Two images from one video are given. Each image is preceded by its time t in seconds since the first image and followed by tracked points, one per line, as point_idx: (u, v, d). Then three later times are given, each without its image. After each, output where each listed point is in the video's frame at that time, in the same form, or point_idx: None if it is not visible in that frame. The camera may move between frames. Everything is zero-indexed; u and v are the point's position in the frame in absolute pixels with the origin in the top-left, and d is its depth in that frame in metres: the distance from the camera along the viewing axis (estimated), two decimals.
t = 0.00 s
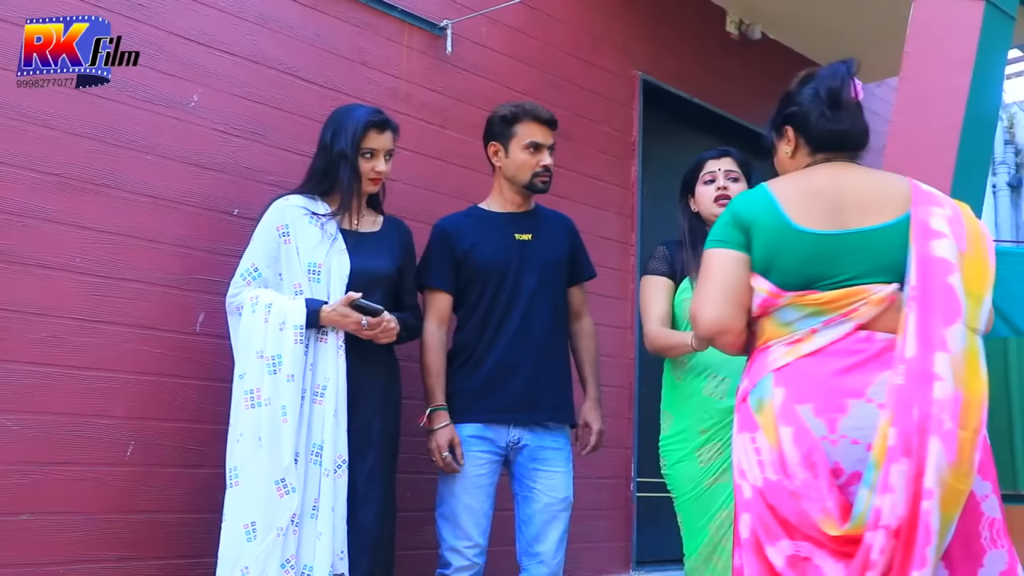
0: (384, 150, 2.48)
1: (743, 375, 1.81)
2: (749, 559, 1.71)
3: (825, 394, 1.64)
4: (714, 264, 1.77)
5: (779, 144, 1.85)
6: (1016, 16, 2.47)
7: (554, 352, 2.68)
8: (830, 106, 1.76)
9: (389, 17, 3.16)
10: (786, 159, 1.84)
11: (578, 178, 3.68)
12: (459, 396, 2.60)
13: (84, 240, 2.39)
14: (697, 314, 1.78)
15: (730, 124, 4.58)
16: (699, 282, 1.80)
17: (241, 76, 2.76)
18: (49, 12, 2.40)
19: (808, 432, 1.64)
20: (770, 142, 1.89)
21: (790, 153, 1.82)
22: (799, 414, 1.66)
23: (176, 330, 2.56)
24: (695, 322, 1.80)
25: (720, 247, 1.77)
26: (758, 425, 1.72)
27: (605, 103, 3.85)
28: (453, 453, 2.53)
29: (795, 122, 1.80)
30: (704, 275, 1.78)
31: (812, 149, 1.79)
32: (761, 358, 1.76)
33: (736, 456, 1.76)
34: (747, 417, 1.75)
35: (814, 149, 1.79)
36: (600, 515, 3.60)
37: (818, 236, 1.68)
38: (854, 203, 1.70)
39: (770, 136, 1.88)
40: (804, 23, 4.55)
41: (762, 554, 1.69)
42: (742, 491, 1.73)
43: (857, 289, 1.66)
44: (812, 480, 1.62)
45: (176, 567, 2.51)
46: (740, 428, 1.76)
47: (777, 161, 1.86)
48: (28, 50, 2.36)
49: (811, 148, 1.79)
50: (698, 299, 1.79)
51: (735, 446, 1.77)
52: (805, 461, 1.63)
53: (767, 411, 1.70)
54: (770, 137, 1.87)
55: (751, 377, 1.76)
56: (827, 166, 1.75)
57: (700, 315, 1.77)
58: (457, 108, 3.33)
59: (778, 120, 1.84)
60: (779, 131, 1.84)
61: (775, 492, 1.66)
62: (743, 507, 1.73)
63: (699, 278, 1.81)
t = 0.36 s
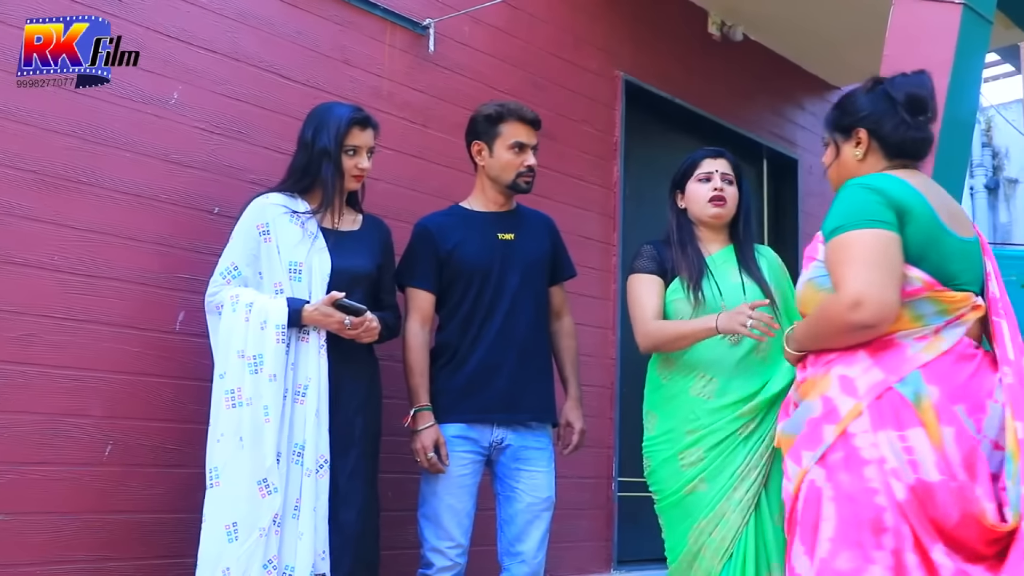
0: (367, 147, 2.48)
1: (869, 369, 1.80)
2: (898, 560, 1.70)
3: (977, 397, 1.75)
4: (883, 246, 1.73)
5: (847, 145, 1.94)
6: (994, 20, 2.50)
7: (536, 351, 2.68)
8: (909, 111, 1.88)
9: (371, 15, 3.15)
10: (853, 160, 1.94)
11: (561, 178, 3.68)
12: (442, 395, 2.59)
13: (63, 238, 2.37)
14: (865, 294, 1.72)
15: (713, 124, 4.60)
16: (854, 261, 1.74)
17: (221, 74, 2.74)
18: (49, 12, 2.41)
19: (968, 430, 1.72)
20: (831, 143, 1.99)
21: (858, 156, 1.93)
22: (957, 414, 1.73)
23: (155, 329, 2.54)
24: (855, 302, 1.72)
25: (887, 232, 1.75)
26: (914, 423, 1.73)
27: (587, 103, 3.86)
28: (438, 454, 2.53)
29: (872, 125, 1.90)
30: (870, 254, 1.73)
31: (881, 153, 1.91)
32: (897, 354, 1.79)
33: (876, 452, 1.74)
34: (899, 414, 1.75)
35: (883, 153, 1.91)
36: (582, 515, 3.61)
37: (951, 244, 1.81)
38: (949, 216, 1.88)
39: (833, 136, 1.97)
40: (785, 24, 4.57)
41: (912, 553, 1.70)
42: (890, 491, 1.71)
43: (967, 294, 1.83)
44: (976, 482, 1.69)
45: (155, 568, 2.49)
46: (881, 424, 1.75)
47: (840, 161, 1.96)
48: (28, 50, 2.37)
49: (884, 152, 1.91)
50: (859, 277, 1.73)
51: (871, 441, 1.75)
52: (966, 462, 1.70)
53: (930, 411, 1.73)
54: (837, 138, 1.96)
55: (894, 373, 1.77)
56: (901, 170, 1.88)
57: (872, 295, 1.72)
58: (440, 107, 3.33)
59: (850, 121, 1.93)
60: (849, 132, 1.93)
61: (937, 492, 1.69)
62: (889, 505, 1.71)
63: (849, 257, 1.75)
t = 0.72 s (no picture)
0: (336, 145, 2.47)
1: (935, 369, 1.77)
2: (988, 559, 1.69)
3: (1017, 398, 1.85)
4: (953, 244, 1.70)
5: (867, 145, 1.94)
6: (957, 27, 2.54)
7: (508, 352, 2.69)
8: (931, 116, 1.90)
9: (341, 13, 3.13)
10: (872, 160, 1.94)
11: (532, 178, 3.69)
12: (413, 395, 2.58)
13: (27, 235, 2.34)
14: (939, 290, 1.68)
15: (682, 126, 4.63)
16: (928, 256, 1.69)
17: (189, 69, 2.71)
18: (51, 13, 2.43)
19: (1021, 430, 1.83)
20: (850, 142, 1.98)
21: (878, 156, 1.93)
22: (1014, 414, 1.82)
23: (119, 327, 2.51)
24: (930, 296, 1.67)
25: (953, 231, 1.72)
26: (990, 422, 1.77)
27: (558, 103, 3.87)
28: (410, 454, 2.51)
29: (896, 125, 1.90)
30: (945, 250, 1.69)
31: (901, 155, 1.92)
32: (958, 356, 1.79)
33: (958, 449, 1.71)
34: (973, 412, 1.76)
35: (902, 155, 1.93)
36: (550, 514, 3.62)
37: (976, 249, 1.86)
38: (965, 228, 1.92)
39: (853, 135, 1.97)
40: (754, 28, 4.61)
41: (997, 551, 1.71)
42: (976, 489, 1.70)
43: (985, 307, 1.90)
44: None
45: (117, 569, 2.46)
46: (957, 423, 1.74)
47: (857, 161, 1.96)
48: (28, 50, 2.39)
49: (904, 154, 1.92)
50: (935, 272, 1.68)
51: (947, 440, 1.72)
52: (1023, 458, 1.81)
53: (999, 410, 1.79)
54: (857, 137, 1.96)
55: (959, 374, 1.77)
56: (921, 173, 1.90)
57: (944, 291, 1.68)
58: (411, 106, 3.32)
59: (872, 121, 1.93)
60: (871, 132, 1.94)
61: (1010, 488, 1.74)
62: (975, 504, 1.69)
63: (921, 251, 1.69)
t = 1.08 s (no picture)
0: (307, 143, 2.46)
1: (960, 372, 1.79)
2: None
3: None
4: (965, 242, 1.71)
5: (859, 141, 1.96)
6: (926, 32, 2.57)
7: (482, 352, 2.68)
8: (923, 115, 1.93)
9: (315, 10, 3.12)
10: (864, 156, 1.95)
11: (507, 178, 3.69)
12: (389, 395, 2.57)
13: None
14: (951, 285, 1.68)
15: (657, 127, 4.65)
16: (941, 250, 1.69)
17: (161, 65, 2.69)
18: (49, 13, 2.46)
19: None
20: (841, 138, 1.99)
21: (871, 153, 1.95)
22: None
23: (88, 325, 2.48)
24: (942, 292, 1.67)
25: (964, 227, 1.73)
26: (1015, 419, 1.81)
27: (533, 103, 3.87)
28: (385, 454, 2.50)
29: (890, 122, 1.92)
30: (958, 247, 1.69)
31: (893, 152, 1.94)
32: (976, 358, 1.81)
33: (994, 449, 1.73)
34: (999, 412, 1.79)
35: (894, 152, 1.94)
36: (524, 514, 3.62)
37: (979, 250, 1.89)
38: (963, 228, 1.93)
39: (845, 131, 1.98)
40: (728, 31, 4.65)
41: None
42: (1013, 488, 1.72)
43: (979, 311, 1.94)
44: None
45: (86, 570, 2.44)
46: (990, 422, 1.77)
47: (849, 156, 1.97)
48: (28, 50, 2.42)
49: (896, 151, 1.93)
50: (948, 268, 1.68)
51: (983, 439, 1.74)
52: None
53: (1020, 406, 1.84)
54: (850, 133, 1.97)
55: (983, 375, 1.79)
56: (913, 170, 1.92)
57: (956, 286, 1.68)
58: (386, 105, 3.31)
59: (865, 118, 1.94)
60: (864, 128, 1.95)
61: None
62: (1017, 501, 1.71)
63: (933, 245, 1.70)
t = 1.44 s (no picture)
0: (276, 141, 2.44)
1: (957, 379, 1.83)
2: None
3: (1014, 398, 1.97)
4: (955, 241, 1.73)
5: (844, 142, 2.00)
6: (892, 37, 2.61)
7: (454, 351, 2.67)
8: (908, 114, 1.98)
9: (286, 7, 3.09)
10: (849, 157, 2.00)
11: (478, 178, 3.68)
12: (360, 395, 2.56)
13: None
14: (941, 282, 1.70)
15: (628, 128, 4.66)
16: (930, 248, 1.72)
17: (128, 60, 2.66)
18: (49, 13, 2.49)
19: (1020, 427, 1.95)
20: (827, 137, 2.04)
21: (855, 153, 1.99)
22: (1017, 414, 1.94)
23: (52, 324, 2.45)
24: (933, 289, 1.70)
25: (953, 225, 1.75)
26: (1010, 425, 1.86)
27: (505, 103, 3.87)
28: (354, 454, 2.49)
29: (874, 123, 1.97)
30: (947, 245, 1.72)
31: (878, 152, 1.99)
32: (972, 363, 1.85)
33: (988, 456, 1.79)
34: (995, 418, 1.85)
35: (878, 152, 1.99)
36: (494, 514, 3.61)
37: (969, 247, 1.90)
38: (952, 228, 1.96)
39: (830, 132, 2.03)
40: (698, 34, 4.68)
41: None
42: (1008, 495, 1.77)
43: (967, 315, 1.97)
44: None
45: (49, 572, 2.40)
46: (985, 429, 1.82)
47: (834, 156, 2.02)
48: (28, 50, 2.45)
49: (881, 151, 1.98)
50: (937, 265, 1.71)
51: (978, 448, 1.79)
52: None
53: (1015, 410, 1.90)
54: (836, 133, 2.02)
55: (979, 382, 1.84)
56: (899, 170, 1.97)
57: (947, 284, 1.70)
58: (357, 103, 3.29)
59: (851, 118, 1.99)
60: (849, 128, 1.99)
61: None
62: (1008, 510, 1.76)
63: (924, 244, 1.72)
